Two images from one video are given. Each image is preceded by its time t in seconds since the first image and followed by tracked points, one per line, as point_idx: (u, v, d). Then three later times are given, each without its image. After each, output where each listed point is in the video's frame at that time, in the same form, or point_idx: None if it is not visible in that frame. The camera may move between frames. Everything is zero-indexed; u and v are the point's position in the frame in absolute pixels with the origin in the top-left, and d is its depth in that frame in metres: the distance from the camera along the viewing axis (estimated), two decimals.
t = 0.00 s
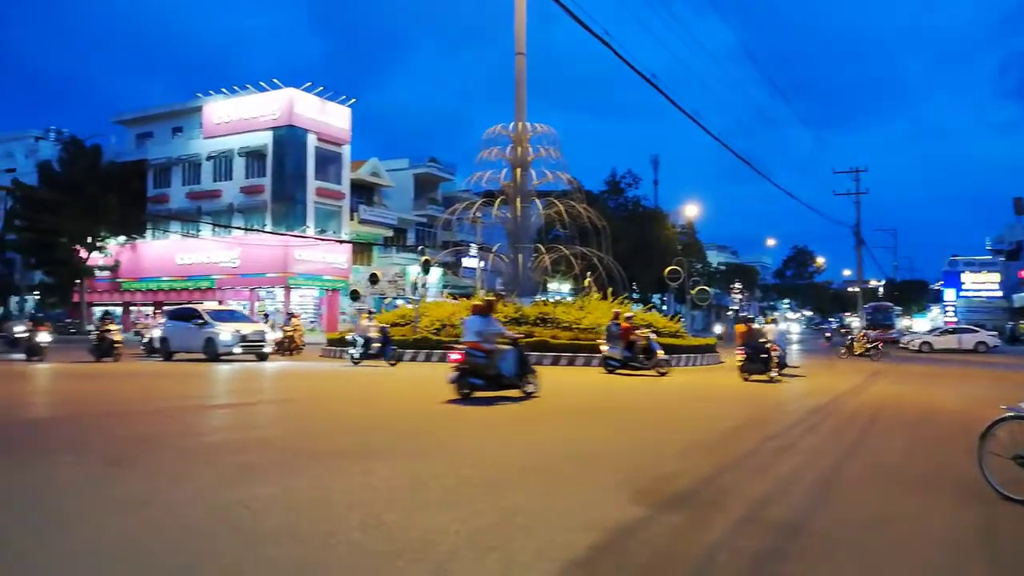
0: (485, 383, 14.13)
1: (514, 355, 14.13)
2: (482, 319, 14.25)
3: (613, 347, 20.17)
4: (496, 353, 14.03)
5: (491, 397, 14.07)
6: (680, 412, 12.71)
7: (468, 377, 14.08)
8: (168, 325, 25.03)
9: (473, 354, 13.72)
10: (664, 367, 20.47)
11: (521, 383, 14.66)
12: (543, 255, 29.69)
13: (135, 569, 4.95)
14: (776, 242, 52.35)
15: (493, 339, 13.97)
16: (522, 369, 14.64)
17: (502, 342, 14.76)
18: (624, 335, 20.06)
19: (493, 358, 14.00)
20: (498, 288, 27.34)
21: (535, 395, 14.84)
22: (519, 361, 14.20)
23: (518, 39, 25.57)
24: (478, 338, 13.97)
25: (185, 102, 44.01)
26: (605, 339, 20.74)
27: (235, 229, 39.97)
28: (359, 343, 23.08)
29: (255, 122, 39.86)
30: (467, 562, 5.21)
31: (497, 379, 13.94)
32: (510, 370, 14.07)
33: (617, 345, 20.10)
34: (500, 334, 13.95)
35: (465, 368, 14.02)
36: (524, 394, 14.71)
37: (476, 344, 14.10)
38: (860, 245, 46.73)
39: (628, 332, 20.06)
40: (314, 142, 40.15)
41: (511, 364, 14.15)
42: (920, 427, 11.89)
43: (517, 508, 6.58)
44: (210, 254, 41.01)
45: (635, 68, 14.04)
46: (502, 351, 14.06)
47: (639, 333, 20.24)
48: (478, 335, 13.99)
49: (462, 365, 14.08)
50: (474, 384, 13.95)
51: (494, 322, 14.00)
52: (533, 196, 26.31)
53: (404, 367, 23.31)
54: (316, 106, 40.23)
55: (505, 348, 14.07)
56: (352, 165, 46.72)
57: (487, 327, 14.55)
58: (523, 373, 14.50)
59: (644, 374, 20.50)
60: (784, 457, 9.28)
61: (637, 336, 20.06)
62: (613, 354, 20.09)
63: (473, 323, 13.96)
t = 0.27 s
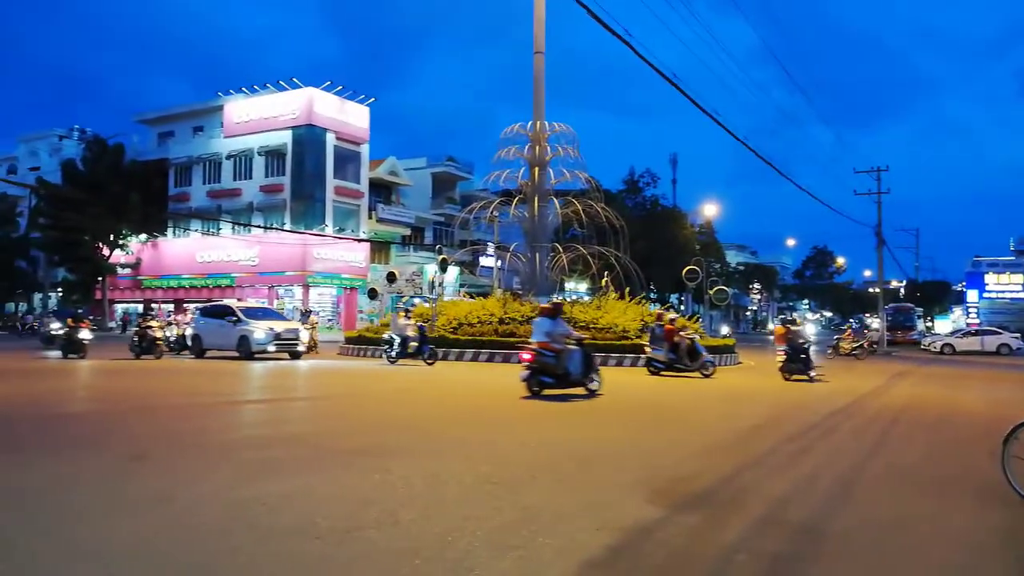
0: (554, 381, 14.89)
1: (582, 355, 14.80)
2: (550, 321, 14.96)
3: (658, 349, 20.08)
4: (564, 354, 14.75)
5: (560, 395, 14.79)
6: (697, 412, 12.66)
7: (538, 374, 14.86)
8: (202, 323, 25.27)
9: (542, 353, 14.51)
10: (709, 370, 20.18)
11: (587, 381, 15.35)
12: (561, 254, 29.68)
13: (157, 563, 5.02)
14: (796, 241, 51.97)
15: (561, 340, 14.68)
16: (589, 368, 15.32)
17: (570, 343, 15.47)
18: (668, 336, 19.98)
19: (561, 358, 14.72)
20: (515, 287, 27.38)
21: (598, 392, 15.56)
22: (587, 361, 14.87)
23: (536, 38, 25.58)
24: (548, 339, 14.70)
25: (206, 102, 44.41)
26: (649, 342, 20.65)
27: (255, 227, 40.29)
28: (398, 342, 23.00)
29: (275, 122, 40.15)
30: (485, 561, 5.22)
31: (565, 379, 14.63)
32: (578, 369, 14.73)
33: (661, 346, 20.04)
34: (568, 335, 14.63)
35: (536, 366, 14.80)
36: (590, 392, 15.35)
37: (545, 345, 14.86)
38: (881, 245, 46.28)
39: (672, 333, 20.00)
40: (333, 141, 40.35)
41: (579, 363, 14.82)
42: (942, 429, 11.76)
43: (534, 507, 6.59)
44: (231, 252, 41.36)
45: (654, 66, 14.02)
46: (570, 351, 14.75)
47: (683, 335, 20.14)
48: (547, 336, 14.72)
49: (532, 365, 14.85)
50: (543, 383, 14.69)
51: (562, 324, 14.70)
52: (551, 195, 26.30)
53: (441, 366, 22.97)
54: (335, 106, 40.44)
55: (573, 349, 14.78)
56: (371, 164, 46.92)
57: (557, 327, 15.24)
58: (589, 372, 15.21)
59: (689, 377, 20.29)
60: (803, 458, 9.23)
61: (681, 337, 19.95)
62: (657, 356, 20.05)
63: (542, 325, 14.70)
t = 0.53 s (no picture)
0: (608, 380, 14.91)
1: (636, 354, 14.85)
2: (605, 320, 14.93)
3: (697, 348, 19.96)
4: (618, 354, 14.71)
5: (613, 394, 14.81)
6: (708, 411, 12.61)
7: (593, 373, 14.88)
8: (225, 322, 25.23)
9: (598, 352, 14.54)
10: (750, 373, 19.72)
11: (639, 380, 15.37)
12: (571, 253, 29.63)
13: (167, 561, 5.05)
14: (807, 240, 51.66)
15: (617, 338, 14.74)
16: (641, 366, 15.30)
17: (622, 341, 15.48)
18: (707, 335, 19.85)
19: (614, 357, 14.71)
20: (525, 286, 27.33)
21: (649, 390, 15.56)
22: (641, 360, 14.93)
23: (546, 37, 25.54)
24: (602, 338, 14.70)
25: (217, 101, 44.58)
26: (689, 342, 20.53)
27: (266, 226, 40.42)
28: (429, 342, 22.75)
29: (286, 121, 40.22)
30: (494, 560, 5.21)
31: (621, 377, 14.67)
32: (633, 368, 14.78)
33: (701, 346, 19.86)
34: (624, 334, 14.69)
35: (590, 365, 14.82)
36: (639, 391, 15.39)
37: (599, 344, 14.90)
38: (893, 244, 45.94)
39: (712, 332, 19.84)
40: (344, 140, 40.44)
41: (633, 363, 14.87)
42: (955, 429, 11.66)
43: (543, 506, 6.59)
44: (242, 251, 41.52)
45: (664, 63, 13.96)
46: (626, 350, 14.80)
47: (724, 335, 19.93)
48: (601, 336, 14.72)
49: (586, 363, 14.86)
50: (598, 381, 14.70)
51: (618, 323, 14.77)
52: (561, 194, 26.25)
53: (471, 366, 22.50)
54: (346, 105, 40.53)
55: (627, 349, 14.77)
56: (381, 163, 46.98)
57: (611, 326, 15.18)
58: (642, 370, 15.19)
59: (729, 378, 20.08)
60: (815, 458, 9.16)
61: (722, 338, 19.77)
62: (697, 356, 19.92)
63: (598, 324, 14.76)
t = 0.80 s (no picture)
0: (658, 378, 15.38)
1: (685, 351, 15.37)
2: (654, 320, 15.45)
3: (741, 348, 19.68)
4: (667, 352, 15.20)
5: (666, 391, 15.21)
6: (722, 409, 12.59)
7: (643, 371, 15.35)
8: (250, 323, 25.29)
9: (648, 351, 15.02)
10: (794, 371, 19.72)
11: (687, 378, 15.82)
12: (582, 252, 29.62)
13: (183, 561, 5.08)
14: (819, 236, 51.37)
15: (666, 337, 15.23)
16: (688, 364, 15.76)
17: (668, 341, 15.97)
18: (751, 335, 19.61)
19: (664, 355, 15.20)
20: (536, 285, 27.32)
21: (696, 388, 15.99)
22: (690, 357, 15.44)
23: (555, 36, 25.56)
24: (652, 338, 15.19)
25: (229, 104, 44.82)
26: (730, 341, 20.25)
27: (278, 228, 40.60)
28: (463, 342, 22.33)
29: (297, 123, 40.38)
30: (509, 558, 5.22)
31: (674, 374, 15.13)
32: (683, 365, 15.27)
33: (746, 346, 19.61)
34: (674, 332, 15.21)
35: (641, 364, 15.30)
36: (686, 389, 15.83)
37: (649, 344, 15.38)
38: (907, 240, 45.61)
39: (756, 332, 19.61)
40: (355, 142, 40.57)
41: (683, 360, 15.37)
42: (971, 425, 11.58)
43: (557, 504, 6.60)
44: (255, 252, 41.73)
45: (674, 61, 13.93)
46: (675, 348, 15.30)
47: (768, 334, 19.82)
48: (650, 335, 15.21)
49: (638, 363, 15.29)
50: (651, 379, 15.12)
51: (666, 322, 15.33)
52: (572, 193, 26.24)
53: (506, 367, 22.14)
54: (357, 106, 40.66)
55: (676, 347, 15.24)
56: (392, 164, 47.12)
57: (659, 326, 15.68)
58: (689, 368, 15.66)
59: (773, 376, 19.95)
60: (830, 455, 9.13)
61: (766, 337, 19.62)
62: (742, 356, 19.66)
63: (648, 324, 15.26)
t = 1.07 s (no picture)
0: (699, 373, 15.74)
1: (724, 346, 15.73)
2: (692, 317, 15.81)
3: (781, 345, 19.60)
4: (706, 347, 15.56)
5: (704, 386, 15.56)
6: (733, 405, 12.56)
7: (684, 367, 15.72)
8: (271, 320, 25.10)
9: (688, 348, 15.39)
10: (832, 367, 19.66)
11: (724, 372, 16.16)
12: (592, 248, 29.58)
13: (198, 555, 5.11)
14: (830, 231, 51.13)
15: (706, 333, 15.60)
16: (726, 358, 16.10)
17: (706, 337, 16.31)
18: (791, 332, 19.54)
19: (704, 350, 15.55)
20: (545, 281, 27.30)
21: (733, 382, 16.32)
22: (728, 353, 15.81)
23: (564, 31, 25.50)
24: (692, 334, 15.55)
25: (239, 101, 44.95)
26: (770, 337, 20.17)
27: (288, 224, 40.73)
28: (492, 338, 22.00)
29: (307, 119, 40.47)
30: (520, 554, 5.22)
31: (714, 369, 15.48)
32: (722, 360, 15.61)
33: (786, 342, 19.53)
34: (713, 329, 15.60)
35: (682, 359, 15.67)
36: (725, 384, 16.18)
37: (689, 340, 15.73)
38: (919, 234, 45.30)
39: (796, 328, 19.59)
40: (364, 138, 40.64)
41: (721, 355, 15.76)
42: (984, 422, 11.51)
43: (568, 500, 6.59)
44: (265, 249, 41.88)
45: (684, 57, 13.88)
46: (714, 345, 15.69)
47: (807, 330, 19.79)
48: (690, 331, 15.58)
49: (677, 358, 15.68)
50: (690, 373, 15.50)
51: (705, 318, 15.73)
52: (581, 188, 26.21)
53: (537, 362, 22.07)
54: (366, 102, 40.71)
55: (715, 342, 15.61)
56: (401, 160, 47.16)
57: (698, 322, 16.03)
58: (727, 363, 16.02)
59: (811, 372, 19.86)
60: (842, 451, 9.10)
61: (806, 334, 19.55)
62: (782, 352, 19.57)
63: (687, 320, 15.62)
